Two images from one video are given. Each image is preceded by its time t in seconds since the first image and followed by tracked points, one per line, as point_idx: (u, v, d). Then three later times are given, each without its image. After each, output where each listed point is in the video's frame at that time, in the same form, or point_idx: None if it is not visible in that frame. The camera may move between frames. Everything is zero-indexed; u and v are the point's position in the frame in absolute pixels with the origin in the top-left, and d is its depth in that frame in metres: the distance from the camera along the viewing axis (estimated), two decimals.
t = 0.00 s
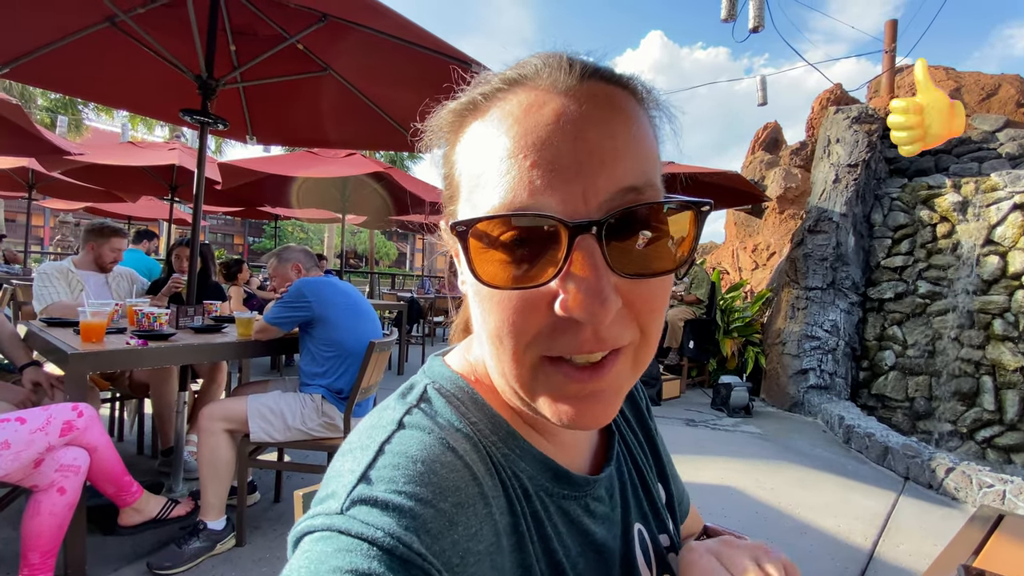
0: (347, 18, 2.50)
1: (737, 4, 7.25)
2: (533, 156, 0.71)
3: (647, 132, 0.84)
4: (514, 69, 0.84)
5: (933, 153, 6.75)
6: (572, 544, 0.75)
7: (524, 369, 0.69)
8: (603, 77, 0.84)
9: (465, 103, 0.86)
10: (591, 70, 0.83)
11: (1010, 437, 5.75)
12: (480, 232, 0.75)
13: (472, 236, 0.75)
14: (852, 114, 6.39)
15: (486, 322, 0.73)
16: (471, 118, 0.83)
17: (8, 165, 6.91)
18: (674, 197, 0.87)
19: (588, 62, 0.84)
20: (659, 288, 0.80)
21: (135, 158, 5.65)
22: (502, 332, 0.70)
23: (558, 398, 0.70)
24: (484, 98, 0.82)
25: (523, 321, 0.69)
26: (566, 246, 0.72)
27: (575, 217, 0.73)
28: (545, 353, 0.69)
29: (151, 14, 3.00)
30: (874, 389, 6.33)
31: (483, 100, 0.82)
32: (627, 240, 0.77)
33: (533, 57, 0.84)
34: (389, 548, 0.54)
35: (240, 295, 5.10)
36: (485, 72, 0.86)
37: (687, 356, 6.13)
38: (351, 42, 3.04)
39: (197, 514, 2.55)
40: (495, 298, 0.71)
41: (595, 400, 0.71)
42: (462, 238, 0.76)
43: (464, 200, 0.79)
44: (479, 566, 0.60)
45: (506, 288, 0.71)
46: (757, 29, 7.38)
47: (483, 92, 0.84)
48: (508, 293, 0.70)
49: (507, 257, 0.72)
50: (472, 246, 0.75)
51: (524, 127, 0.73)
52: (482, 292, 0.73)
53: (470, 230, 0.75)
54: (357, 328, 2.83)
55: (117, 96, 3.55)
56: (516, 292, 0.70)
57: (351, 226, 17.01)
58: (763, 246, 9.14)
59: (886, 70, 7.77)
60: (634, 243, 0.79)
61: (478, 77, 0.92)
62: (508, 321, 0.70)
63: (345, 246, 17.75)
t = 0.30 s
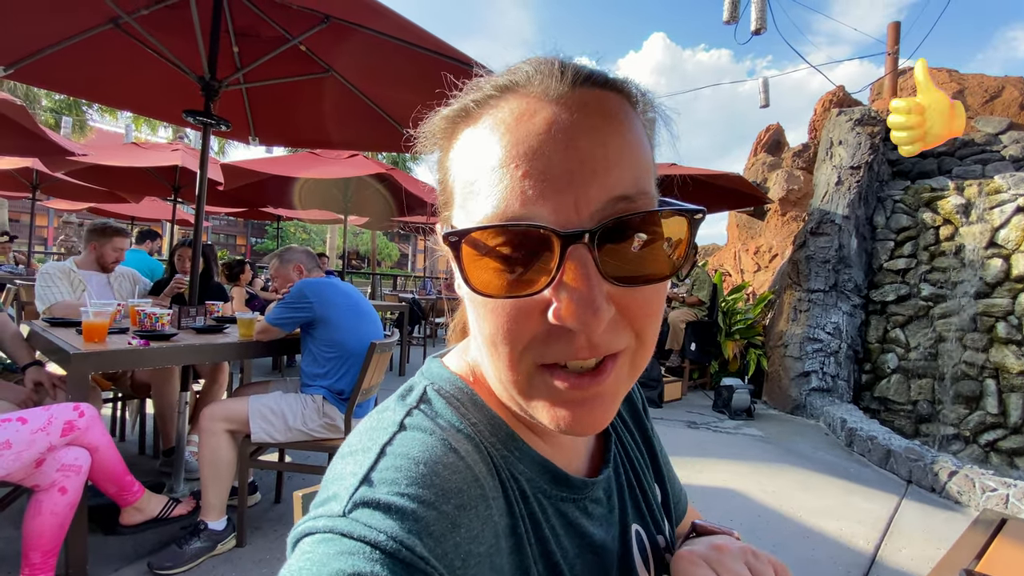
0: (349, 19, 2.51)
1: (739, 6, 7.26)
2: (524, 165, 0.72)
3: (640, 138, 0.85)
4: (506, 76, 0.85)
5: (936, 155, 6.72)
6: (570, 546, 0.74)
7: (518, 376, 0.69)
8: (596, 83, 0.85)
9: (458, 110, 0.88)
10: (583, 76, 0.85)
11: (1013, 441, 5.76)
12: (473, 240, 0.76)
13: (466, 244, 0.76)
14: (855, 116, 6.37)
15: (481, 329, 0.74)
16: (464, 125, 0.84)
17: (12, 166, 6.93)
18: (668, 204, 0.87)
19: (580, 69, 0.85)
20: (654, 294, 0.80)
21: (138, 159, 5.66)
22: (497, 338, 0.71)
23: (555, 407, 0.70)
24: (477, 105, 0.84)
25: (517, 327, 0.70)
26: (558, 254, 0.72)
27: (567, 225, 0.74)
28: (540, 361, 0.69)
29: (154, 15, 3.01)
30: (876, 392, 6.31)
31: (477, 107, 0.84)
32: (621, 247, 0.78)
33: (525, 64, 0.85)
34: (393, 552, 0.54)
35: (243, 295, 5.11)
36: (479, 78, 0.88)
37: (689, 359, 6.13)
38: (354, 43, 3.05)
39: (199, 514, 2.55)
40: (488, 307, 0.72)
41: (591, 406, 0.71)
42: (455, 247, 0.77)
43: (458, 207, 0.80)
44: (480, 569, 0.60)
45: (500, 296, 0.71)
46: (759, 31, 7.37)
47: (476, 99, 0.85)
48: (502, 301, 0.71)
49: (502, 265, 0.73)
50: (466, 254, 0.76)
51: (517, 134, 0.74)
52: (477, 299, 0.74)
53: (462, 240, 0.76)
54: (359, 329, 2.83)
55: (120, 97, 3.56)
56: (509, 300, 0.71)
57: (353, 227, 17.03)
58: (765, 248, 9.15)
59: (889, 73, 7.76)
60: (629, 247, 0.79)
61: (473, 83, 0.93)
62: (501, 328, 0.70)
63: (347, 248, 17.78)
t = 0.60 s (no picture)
0: (352, 20, 2.51)
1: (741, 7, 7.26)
2: (519, 164, 0.73)
3: (637, 139, 0.85)
4: (505, 77, 0.86)
5: (939, 157, 6.68)
6: (567, 548, 0.74)
7: (514, 375, 0.69)
8: (593, 85, 0.85)
9: (456, 112, 0.88)
10: (580, 78, 0.85)
11: (1016, 444, 5.75)
12: (470, 239, 0.76)
13: (462, 243, 0.77)
14: (857, 117, 6.40)
15: (478, 327, 0.74)
16: (462, 127, 0.85)
17: (16, 166, 6.96)
18: (664, 205, 0.87)
19: (578, 71, 0.85)
20: (649, 294, 0.80)
21: (141, 159, 5.68)
22: (494, 337, 0.71)
23: (551, 408, 0.70)
24: (475, 107, 0.84)
25: (513, 326, 0.70)
26: (554, 255, 0.73)
27: (562, 225, 0.74)
28: (536, 359, 0.69)
29: (157, 16, 3.02)
30: (879, 395, 6.29)
31: (475, 108, 0.84)
32: (617, 248, 0.78)
33: (523, 66, 0.86)
34: (392, 551, 0.54)
35: (245, 296, 5.13)
36: (477, 80, 0.89)
37: (690, 360, 6.12)
38: (356, 44, 3.06)
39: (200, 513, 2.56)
40: (485, 305, 0.73)
41: (586, 407, 0.71)
42: (451, 246, 0.78)
43: (457, 207, 0.80)
44: (479, 569, 0.60)
45: (496, 295, 0.71)
46: (762, 32, 7.37)
47: (474, 101, 0.86)
48: (498, 300, 0.71)
49: (499, 264, 0.73)
50: (464, 253, 0.76)
51: (513, 134, 0.75)
52: (474, 298, 0.74)
53: (460, 238, 0.76)
54: (360, 330, 2.84)
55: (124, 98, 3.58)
56: (505, 299, 0.71)
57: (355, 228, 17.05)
58: (767, 249, 9.19)
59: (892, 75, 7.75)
60: (626, 249, 0.79)
61: (472, 84, 0.93)
62: (498, 327, 0.71)
63: (349, 249, 17.80)
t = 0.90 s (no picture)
0: (356, 23, 2.52)
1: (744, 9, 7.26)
2: (521, 158, 0.74)
3: (637, 140, 0.86)
4: (509, 79, 0.87)
5: (942, 159, 6.66)
6: (565, 544, 0.75)
7: (513, 369, 0.70)
8: (595, 87, 0.86)
9: (461, 113, 0.89)
10: (583, 81, 0.86)
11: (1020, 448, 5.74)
12: (471, 234, 0.77)
13: (464, 238, 0.77)
14: (860, 120, 6.39)
15: (478, 322, 0.74)
16: (467, 127, 0.85)
17: (20, 167, 6.99)
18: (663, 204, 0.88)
19: (580, 74, 0.86)
20: (648, 292, 0.80)
21: (145, 160, 5.70)
22: (492, 331, 0.71)
23: (550, 402, 0.70)
24: (479, 108, 0.85)
25: (513, 320, 0.70)
26: (554, 250, 0.73)
27: (563, 220, 0.75)
28: (534, 353, 0.69)
29: (162, 18, 3.04)
30: (883, 397, 6.22)
31: (479, 109, 0.85)
32: (617, 246, 0.78)
33: (526, 68, 0.87)
34: (393, 545, 0.55)
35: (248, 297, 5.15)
36: (481, 83, 0.90)
37: (693, 362, 6.10)
38: (359, 46, 3.07)
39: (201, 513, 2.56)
40: (486, 299, 0.73)
41: (585, 403, 0.71)
42: (453, 240, 0.78)
43: (460, 203, 0.81)
44: (479, 564, 0.61)
45: (497, 290, 0.72)
46: (765, 34, 7.36)
47: (479, 102, 0.87)
48: (500, 294, 0.72)
49: (501, 259, 0.74)
50: (466, 248, 0.77)
51: (516, 132, 0.76)
52: (475, 294, 0.75)
53: (461, 232, 0.77)
54: (362, 330, 2.84)
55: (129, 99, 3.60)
56: (506, 292, 0.72)
57: (358, 229, 17.08)
58: (770, 252, 9.16)
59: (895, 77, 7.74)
60: (626, 249, 0.80)
61: (477, 87, 0.94)
62: (498, 321, 0.71)
63: (352, 250, 17.82)
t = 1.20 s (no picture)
0: (361, 25, 2.53)
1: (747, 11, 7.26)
2: (525, 150, 0.75)
3: (640, 140, 0.86)
4: (515, 81, 0.88)
5: (946, 161, 6.62)
6: (564, 546, 0.75)
7: (515, 364, 0.70)
8: (600, 88, 0.87)
9: (468, 113, 0.90)
10: (587, 83, 0.87)
11: None
12: (475, 228, 0.77)
13: (469, 232, 0.78)
14: (864, 121, 6.37)
15: (481, 316, 0.75)
16: (473, 126, 0.86)
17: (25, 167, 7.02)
18: (666, 203, 0.88)
19: (585, 76, 0.87)
20: (651, 291, 0.80)
21: (149, 162, 5.72)
22: (494, 327, 0.71)
23: (549, 400, 0.70)
24: (486, 107, 0.86)
25: (515, 315, 0.70)
26: (557, 245, 0.74)
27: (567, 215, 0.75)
28: (536, 348, 0.70)
29: (167, 20, 3.06)
30: (886, 400, 6.21)
31: (487, 109, 0.86)
32: (619, 245, 0.78)
33: (533, 70, 0.88)
34: (389, 546, 0.55)
35: (250, 298, 5.16)
36: (488, 84, 0.91)
37: (695, 364, 6.08)
38: (363, 48, 3.08)
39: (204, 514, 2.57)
40: (490, 293, 0.73)
41: (585, 402, 0.71)
42: (459, 232, 0.79)
43: (465, 199, 0.82)
44: (477, 566, 0.61)
45: (502, 281, 0.72)
46: (768, 36, 7.36)
47: (486, 102, 0.88)
48: (504, 286, 0.72)
49: (504, 253, 0.74)
50: (470, 243, 0.77)
51: (521, 129, 0.77)
52: (478, 286, 0.75)
53: (467, 225, 0.77)
54: (365, 331, 2.85)
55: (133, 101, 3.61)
56: (509, 285, 0.72)
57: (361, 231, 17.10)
58: (773, 254, 9.13)
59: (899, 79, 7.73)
60: (629, 252, 0.79)
61: (485, 88, 0.95)
62: (502, 314, 0.71)
63: (354, 251, 17.85)
